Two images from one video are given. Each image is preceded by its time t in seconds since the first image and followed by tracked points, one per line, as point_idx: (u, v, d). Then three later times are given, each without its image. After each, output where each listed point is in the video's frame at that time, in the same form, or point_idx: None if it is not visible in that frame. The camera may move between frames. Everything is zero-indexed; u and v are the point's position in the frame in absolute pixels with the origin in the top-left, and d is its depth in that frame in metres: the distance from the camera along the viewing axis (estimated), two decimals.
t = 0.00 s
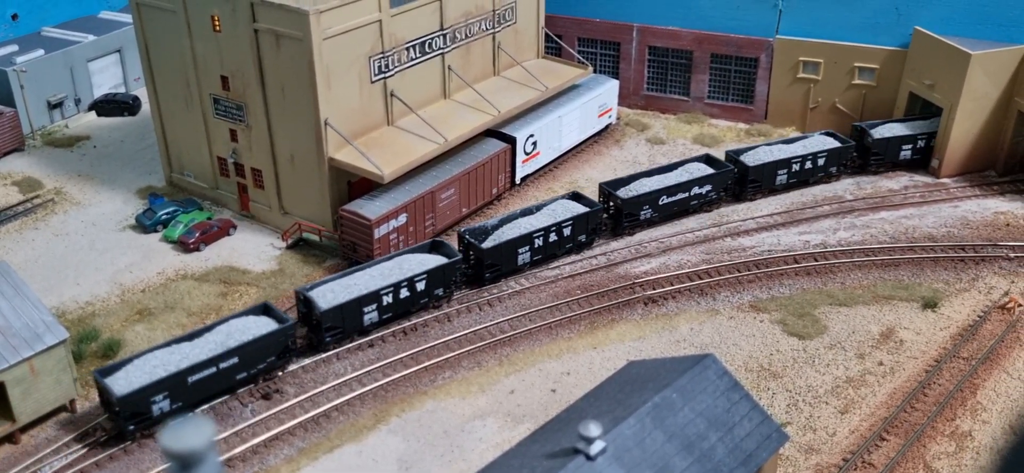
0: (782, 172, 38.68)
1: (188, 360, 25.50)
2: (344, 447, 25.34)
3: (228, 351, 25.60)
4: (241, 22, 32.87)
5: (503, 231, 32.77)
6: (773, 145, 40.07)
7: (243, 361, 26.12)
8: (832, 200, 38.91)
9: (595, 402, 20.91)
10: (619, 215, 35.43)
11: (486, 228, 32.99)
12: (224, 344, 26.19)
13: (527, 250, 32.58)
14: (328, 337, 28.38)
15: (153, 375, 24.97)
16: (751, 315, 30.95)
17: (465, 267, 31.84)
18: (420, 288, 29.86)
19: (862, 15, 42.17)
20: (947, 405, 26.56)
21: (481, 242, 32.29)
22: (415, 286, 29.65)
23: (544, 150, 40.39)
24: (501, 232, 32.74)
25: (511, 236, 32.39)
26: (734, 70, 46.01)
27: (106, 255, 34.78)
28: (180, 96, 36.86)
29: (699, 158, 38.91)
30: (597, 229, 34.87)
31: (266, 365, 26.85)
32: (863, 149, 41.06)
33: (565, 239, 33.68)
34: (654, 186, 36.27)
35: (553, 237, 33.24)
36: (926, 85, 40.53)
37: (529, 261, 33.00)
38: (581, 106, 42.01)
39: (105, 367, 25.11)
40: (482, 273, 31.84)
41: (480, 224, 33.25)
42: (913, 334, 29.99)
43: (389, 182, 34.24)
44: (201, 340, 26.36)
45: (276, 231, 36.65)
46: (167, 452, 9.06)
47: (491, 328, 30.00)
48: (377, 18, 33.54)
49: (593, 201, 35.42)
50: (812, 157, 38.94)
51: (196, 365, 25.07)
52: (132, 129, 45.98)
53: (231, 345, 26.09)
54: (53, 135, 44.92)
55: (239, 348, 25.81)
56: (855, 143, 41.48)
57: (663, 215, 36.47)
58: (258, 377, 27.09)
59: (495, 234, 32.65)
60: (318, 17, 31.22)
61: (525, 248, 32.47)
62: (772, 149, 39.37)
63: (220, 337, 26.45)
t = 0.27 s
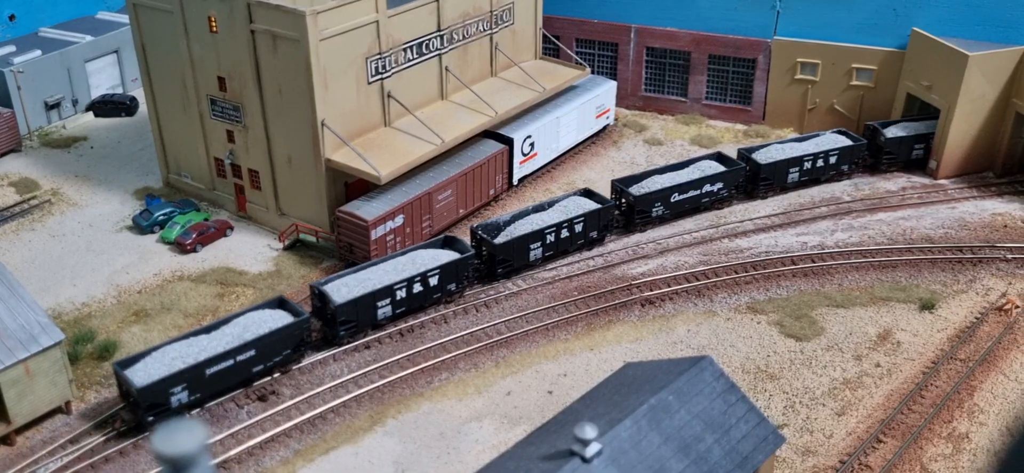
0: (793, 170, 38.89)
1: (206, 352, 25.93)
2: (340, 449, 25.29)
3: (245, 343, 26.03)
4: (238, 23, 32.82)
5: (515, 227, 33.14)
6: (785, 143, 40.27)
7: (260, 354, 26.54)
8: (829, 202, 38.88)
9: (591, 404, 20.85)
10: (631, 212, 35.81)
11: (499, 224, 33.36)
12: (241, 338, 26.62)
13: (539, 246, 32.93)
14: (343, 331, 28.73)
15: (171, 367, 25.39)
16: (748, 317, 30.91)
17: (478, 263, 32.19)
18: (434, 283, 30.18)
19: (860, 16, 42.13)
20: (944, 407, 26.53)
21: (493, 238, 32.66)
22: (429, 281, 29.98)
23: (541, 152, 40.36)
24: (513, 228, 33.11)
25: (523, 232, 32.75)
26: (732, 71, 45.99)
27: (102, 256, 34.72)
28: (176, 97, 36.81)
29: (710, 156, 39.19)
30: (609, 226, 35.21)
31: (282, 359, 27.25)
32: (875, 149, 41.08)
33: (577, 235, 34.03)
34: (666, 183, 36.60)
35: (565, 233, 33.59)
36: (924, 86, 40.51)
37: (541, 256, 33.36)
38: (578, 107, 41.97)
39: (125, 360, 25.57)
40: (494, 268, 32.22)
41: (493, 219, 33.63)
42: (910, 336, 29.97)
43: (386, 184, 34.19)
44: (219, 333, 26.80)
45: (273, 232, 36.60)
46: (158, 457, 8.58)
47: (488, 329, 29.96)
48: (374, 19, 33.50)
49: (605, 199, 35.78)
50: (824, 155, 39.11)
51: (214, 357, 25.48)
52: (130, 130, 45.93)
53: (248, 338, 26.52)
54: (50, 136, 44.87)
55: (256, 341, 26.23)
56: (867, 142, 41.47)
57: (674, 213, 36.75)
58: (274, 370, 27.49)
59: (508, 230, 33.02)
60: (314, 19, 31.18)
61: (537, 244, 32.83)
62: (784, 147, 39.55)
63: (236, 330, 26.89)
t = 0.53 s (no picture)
0: (810, 166, 39.03)
1: (236, 339, 26.21)
2: (341, 448, 25.18)
3: (275, 331, 26.34)
4: (238, 22, 32.73)
5: (536, 219, 33.50)
6: (802, 139, 40.42)
7: (288, 341, 26.85)
8: (831, 201, 38.79)
9: (593, 403, 20.76)
10: (651, 205, 35.99)
11: (520, 216, 33.72)
12: (270, 325, 26.91)
13: (559, 239, 33.29)
14: (369, 319, 29.11)
15: (202, 353, 25.70)
16: (750, 316, 30.82)
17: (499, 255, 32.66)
18: (458, 273, 30.57)
19: (862, 15, 42.06)
20: (948, 407, 26.43)
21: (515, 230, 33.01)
22: (453, 271, 30.36)
23: (542, 151, 40.25)
24: (534, 220, 33.47)
25: (544, 225, 33.10)
26: (733, 71, 45.90)
27: (102, 255, 34.61)
28: (176, 96, 36.71)
29: (728, 151, 39.32)
30: (628, 220, 35.48)
31: (309, 346, 27.59)
32: (892, 146, 41.21)
33: (597, 228, 34.37)
34: (685, 178, 36.72)
35: (585, 226, 33.93)
36: (925, 86, 40.42)
37: (561, 249, 33.72)
38: (580, 106, 41.88)
39: (157, 346, 25.88)
40: (515, 259, 32.59)
41: (514, 211, 33.97)
42: (913, 335, 29.87)
43: (387, 183, 34.10)
44: (248, 320, 27.09)
45: (273, 231, 36.50)
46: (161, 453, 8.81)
47: (489, 328, 29.85)
48: (375, 18, 33.39)
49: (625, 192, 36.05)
50: (840, 151, 39.24)
51: (245, 344, 25.80)
52: (130, 129, 45.82)
53: (277, 325, 26.82)
54: (50, 135, 44.76)
55: (285, 328, 26.56)
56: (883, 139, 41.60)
57: (692, 207, 36.94)
58: (301, 357, 27.83)
59: (529, 222, 33.34)
60: (315, 17, 31.08)
61: (557, 237, 33.19)
62: (801, 144, 39.70)
63: (265, 317, 27.17)
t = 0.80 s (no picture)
0: (826, 163, 39.18)
1: (263, 329, 26.72)
2: (342, 449, 25.12)
3: (300, 320, 26.88)
4: (238, 22, 32.68)
5: (554, 214, 33.89)
6: (817, 136, 40.55)
7: (314, 331, 27.39)
8: (832, 202, 38.75)
9: (594, 403, 20.71)
10: (668, 201, 36.40)
11: (537, 210, 34.12)
12: (295, 314, 27.44)
13: (576, 234, 33.64)
14: (390, 311, 29.52)
15: (230, 342, 26.13)
16: (751, 317, 30.79)
17: (518, 249, 32.95)
18: (477, 266, 30.92)
19: (863, 15, 42.03)
20: (949, 408, 26.38)
21: (532, 224, 33.42)
22: (472, 264, 30.72)
23: (543, 151, 40.21)
24: (552, 215, 33.86)
25: (561, 219, 33.48)
26: (734, 71, 45.87)
27: (102, 256, 34.54)
28: (176, 96, 36.66)
29: (744, 147, 39.52)
30: (645, 215, 35.88)
31: (334, 336, 28.12)
32: (907, 144, 41.47)
33: (614, 223, 34.75)
34: (701, 174, 37.07)
35: (602, 221, 34.27)
36: (926, 86, 40.38)
37: (578, 244, 34.07)
38: (580, 107, 41.83)
39: (184, 335, 26.26)
40: (532, 253, 32.96)
41: (532, 206, 34.39)
42: (914, 336, 29.83)
43: (387, 183, 34.05)
44: (274, 310, 27.62)
45: (273, 232, 36.45)
46: (162, 453, 8.65)
47: (490, 329, 29.80)
48: (375, 18, 33.34)
49: (642, 188, 36.45)
50: (856, 149, 39.38)
51: (272, 333, 26.33)
52: (130, 129, 45.76)
53: (303, 315, 27.36)
54: (50, 135, 44.70)
55: (310, 318, 27.08)
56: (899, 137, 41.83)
57: (709, 203, 37.32)
58: (325, 347, 28.34)
59: (546, 217, 33.78)
60: (315, 17, 31.03)
61: (574, 231, 33.55)
62: (817, 141, 39.83)
63: (291, 307, 27.69)
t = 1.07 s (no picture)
0: (840, 161, 39.48)
1: (280, 322, 26.98)
2: (340, 450, 25.12)
3: (316, 313, 27.13)
4: (237, 23, 32.67)
5: (569, 210, 34.36)
6: (832, 134, 40.84)
7: (330, 324, 27.64)
8: (830, 203, 38.76)
9: (593, 405, 20.71)
10: (681, 199, 36.66)
11: (552, 206, 34.59)
12: (311, 309, 27.74)
13: (590, 229, 34.09)
14: (407, 305, 29.93)
15: (247, 336, 26.37)
16: (750, 317, 30.80)
17: (532, 244, 33.46)
18: (491, 261, 31.36)
19: (861, 17, 42.06)
20: (947, 409, 26.39)
21: (548, 219, 33.90)
22: (487, 259, 31.15)
23: (542, 152, 40.22)
24: (567, 211, 34.34)
25: (576, 215, 33.95)
26: (732, 72, 45.89)
27: (100, 257, 34.53)
28: (175, 97, 36.65)
29: (759, 145, 39.88)
30: (658, 212, 36.22)
31: (350, 330, 28.34)
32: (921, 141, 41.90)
33: (628, 219, 35.13)
34: (716, 171, 37.41)
35: (617, 217, 34.69)
36: (925, 87, 40.41)
37: (593, 239, 34.52)
38: (579, 108, 41.85)
39: (203, 328, 26.54)
40: (548, 248, 33.45)
41: (547, 201, 34.87)
42: (912, 337, 29.84)
43: (385, 184, 34.06)
44: (290, 304, 27.92)
45: (272, 232, 36.44)
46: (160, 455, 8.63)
47: (488, 330, 29.80)
48: (374, 19, 33.34)
49: (656, 185, 36.77)
50: (870, 147, 39.61)
51: (289, 326, 26.57)
52: (129, 130, 45.76)
53: (319, 309, 27.64)
54: (49, 137, 44.70)
55: (327, 311, 27.33)
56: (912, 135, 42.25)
57: (722, 200, 37.64)
58: (342, 341, 28.57)
59: (561, 212, 34.24)
60: (314, 19, 31.03)
61: (589, 227, 34.00)
62: (831, 139, 40.14)
63: (307, 302, 28.00)
